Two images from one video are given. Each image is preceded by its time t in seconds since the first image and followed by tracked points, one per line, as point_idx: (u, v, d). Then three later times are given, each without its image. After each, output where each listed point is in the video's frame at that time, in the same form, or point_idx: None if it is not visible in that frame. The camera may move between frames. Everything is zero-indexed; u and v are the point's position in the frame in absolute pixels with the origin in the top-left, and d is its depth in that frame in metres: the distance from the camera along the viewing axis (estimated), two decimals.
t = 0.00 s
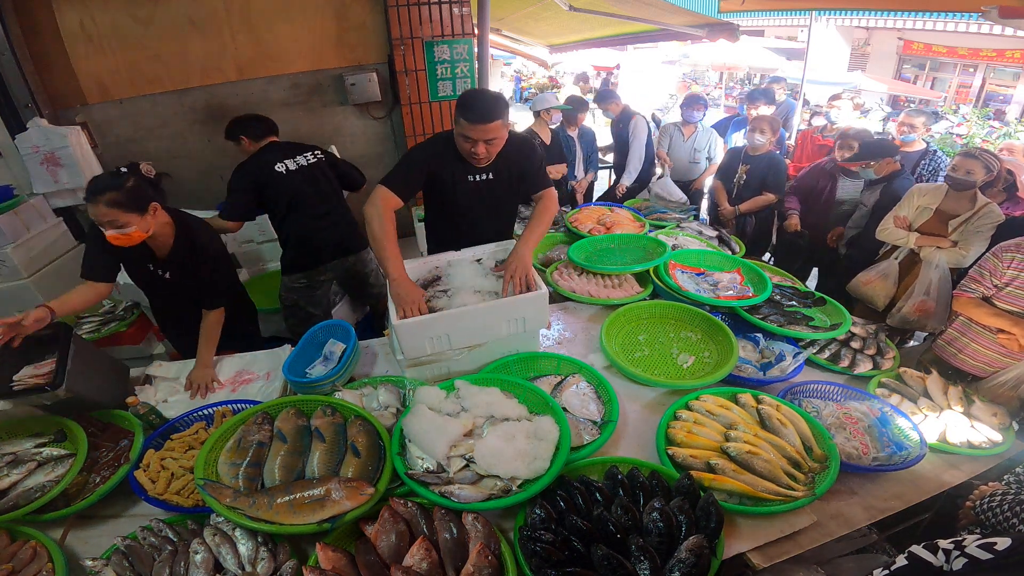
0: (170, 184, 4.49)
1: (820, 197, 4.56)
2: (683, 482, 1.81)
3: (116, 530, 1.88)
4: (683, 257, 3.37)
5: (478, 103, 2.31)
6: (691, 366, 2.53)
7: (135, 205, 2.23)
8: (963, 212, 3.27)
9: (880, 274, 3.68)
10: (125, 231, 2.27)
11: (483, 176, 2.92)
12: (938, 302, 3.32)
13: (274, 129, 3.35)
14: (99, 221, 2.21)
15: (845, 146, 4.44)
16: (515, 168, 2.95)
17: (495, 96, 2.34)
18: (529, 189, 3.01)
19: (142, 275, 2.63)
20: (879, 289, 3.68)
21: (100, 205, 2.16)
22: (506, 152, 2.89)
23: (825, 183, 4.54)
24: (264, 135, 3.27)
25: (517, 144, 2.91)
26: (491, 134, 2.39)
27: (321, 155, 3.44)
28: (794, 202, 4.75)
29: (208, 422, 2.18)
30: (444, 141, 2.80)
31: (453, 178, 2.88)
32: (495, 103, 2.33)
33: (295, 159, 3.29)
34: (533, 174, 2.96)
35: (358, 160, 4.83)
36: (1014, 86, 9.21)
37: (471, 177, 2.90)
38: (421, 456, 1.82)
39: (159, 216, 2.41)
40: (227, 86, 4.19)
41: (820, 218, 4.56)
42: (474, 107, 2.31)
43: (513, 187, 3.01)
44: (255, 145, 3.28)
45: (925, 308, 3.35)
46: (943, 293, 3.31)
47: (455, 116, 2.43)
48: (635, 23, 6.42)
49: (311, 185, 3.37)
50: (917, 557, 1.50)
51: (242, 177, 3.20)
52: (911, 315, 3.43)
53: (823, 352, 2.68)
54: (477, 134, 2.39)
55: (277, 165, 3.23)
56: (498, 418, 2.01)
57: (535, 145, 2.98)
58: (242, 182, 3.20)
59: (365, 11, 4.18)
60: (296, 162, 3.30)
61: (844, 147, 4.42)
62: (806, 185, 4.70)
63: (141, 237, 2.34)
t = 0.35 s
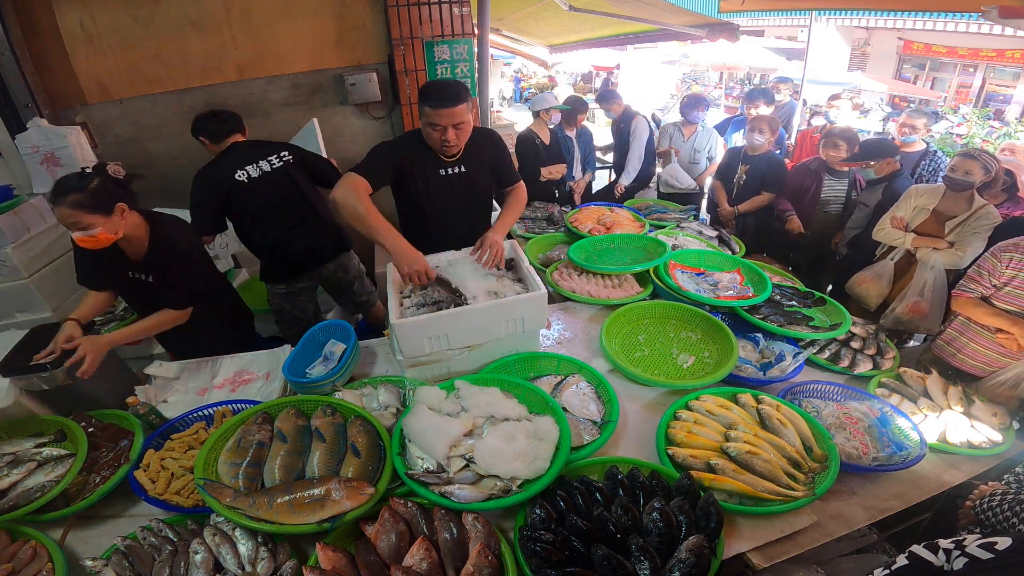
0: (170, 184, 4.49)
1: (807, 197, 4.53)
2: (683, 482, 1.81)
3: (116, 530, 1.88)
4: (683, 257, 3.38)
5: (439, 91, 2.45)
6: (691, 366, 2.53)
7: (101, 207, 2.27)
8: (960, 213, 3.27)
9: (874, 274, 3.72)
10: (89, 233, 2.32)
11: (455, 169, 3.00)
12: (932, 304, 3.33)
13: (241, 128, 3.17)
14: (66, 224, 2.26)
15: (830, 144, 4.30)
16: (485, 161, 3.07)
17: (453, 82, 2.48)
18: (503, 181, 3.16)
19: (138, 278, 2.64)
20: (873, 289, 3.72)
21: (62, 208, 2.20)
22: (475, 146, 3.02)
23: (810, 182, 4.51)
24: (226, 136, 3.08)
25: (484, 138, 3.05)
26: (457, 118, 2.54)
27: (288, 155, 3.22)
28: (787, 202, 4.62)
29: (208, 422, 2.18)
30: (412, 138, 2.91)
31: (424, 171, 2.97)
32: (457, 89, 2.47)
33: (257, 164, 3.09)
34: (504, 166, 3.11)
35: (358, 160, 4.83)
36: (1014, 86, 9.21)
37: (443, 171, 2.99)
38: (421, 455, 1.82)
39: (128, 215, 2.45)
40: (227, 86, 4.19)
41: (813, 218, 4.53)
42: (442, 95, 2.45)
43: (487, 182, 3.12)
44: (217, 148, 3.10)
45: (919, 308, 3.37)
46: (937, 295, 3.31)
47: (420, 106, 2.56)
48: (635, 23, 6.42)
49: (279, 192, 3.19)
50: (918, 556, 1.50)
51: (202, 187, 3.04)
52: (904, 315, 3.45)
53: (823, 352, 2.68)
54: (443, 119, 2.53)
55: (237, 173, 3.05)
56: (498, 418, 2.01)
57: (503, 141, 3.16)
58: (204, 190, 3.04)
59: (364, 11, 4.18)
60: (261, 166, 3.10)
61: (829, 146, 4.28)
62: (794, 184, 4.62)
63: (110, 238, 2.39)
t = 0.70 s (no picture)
0: (170, 184, 4.49)
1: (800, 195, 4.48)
2: (683, 482, 1.81)
3: (116, 530, 1.88)
4: (683, 257, 3.38)
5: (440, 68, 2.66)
6: (691, 366, 2.53)
7: (52, 207, 2.20)
8: (958, 213, 3.26)
9: (871, 273, 3.73)
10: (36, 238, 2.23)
11: (449, 160, 3.06)
12: (923, 304, 3.37)
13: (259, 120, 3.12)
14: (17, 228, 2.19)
15: (826, 143, 4.22)
16: (481, 159, 3.09)
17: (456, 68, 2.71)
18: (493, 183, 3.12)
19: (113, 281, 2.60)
20: (869, 288, 3.73)
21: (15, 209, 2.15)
22: (473, 143, 3.07)
23: (802, 181, 4.47)
24: (244, 126, 3.03)
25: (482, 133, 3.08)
26: (454, 96, 2.71)
27: (310, 155, 3.21)
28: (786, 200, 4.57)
29: (208, 422, 2.18)
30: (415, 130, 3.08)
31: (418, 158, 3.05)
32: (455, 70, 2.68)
33: (276, 161, 3.06)
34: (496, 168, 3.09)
35: (358, 160, 4.83)
36: (1014, 86, 9.22)
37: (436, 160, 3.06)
38: (421, 455, 1.82)
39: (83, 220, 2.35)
40: (227, 86, 4.19)
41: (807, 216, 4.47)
42: (439, 74, 2.67)
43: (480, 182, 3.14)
44: (234, 137, 3.04)
45: (911, 307, 3.40)
46: (930, 295, 3.34)
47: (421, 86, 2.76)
48: (635, 23, 6.42)
49: (292, 190, 3.16)
50: (918, 556, 1.50)
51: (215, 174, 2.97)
52: (897, 313, 3.48)
53: (823, 352, 2.68)
54: (440, 96, 2.70)
55: (255, 168, 3.00)
56: (498, 418, 2.01)
57: (506, 145, 3.17)
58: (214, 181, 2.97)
59: (364, 11, 4.18)
60: (279, 163, 3.07)
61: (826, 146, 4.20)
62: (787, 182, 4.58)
63: (63, 243, 2.29)
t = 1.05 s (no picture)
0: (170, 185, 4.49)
1: (801, 193, 4.49)
2: (683, 482, 1.81)
3: (116, 530, 1.88)
4: (683, 257, 3.38)
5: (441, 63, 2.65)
6: (691, 366, 2.53)
7: (32, 207, 2.20)
8: (960, 212, 3.26)
9: (873, 270, 3.73)
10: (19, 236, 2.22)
11: (450, 158, 3.07)
12: (923, 303, 3.42)
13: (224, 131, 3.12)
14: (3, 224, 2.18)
15: (829, 140, 4.19)
16: (483, 158, 3.10)
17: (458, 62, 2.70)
18: (494, 182, 3.13)
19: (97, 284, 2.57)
20: (869, 287, 3.73)
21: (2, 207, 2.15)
22: (476, 140, 3.07)
23: (804, 178, 4.46)
24: (210, 137, 3.02)
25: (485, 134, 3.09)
26: (456, 91, 2.71)
27: (278, 160, 3.19)
28: (787, 199, 4.58)
29: (208, 422, 2.18)
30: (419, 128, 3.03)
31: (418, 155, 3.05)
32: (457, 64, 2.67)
33: (244, 169, 3.01)
34: (498, 168, 3.10)
35: (358, 160, 4.83)
36: (1014, 86, 9.23)
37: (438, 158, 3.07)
38: (421, 455, 1.82)
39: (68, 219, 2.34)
40: (227, 86, 4.20)
41: (809, 216, 4.48)
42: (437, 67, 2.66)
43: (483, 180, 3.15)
44: (200, 149, 3.04)
45: (910, 305, 3.46)
46: (930, 293, 3.39)
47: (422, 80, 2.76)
48: (635, 23, 6.42)
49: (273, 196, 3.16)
50: (917, 556, 1.51)
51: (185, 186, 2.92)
52: (896, 311, 3.53)
53: (823, 352, 2.68)
54: (442, 90, 2.71)
55: (223, 179, 2.95)
56: (498, 418, 2.01)
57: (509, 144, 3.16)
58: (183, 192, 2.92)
59: (364, 11, 4.18)
60: (246, 172, 3.02)
61: (828, 142, 4.17)
62: (789, 180, 4.58)
63: (42, 243, 2.30)
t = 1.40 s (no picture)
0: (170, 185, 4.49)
1: (804, 194, 4.48)
2: (683, 482, 1.81)
3: (116, 530, 1.88)
4: (683, 257, 3.38)
5: (426, 80, 2.57)
6: (691, 366, 2.53)
7: (43, 194, 2.20)
8: (960, 212, 3.27)
9: (872, 269, 3.72)
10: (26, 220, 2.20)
11: (445, 165, 3.06)
12: (922, 300, 3.38)
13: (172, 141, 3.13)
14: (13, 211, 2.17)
15: (833, 140, 4.22)
16: (477, 159, 3.11)
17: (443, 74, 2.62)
18: (490, 184, 3.13)
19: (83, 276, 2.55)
20: (870, 287, 3.73)
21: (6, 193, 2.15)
22: (466, 144, 3.07)
23: (807, 178, 4.45)
24: (152, 147, 3.00)
25: (477, 137, 3.08)
26: (445, 106, 2.65)
27: (225, 163, 3.15)
28: (788, 199, 4.56)
29: (208, 422, 2.18)
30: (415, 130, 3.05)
31: (410, 167, 3.03)
32: (441, 79, 2.59)
33: (188, 173, 2.96)
34: (493, 168, 3.10)
35: (358, 160, 4.83)
36: (1014, 86, 9.24)
37: (431, 168, 3.05)
38: (421, 455, 1.82)
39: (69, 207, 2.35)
40: (227, 86, 4.20)
41: (811, 215, 4.49)
42: (425, 83, 2.58)
43: (478, 183, 3.17)
44: (146, 160, 3.03)
45: (908, 303, 3.42)
46: (929, 292, 3.37)
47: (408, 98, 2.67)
48: (635, 23, 6.41)
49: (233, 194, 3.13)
50: (917, 556, 1.51)
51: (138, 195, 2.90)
52: (894, 309, 3.49)
53: (823, 352, 2.68)
54: (431, 107, 2.64)
55: (165, 186, 2.90)
56: (497, 418, 2.01)
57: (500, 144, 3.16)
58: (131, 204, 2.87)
59: (364, 12, 4.18)
60: (191, 175, 2.97)
61: (832, 143, 4.20)
62: (791, 180, 4.57)
63: (47, 229, 2.27)
